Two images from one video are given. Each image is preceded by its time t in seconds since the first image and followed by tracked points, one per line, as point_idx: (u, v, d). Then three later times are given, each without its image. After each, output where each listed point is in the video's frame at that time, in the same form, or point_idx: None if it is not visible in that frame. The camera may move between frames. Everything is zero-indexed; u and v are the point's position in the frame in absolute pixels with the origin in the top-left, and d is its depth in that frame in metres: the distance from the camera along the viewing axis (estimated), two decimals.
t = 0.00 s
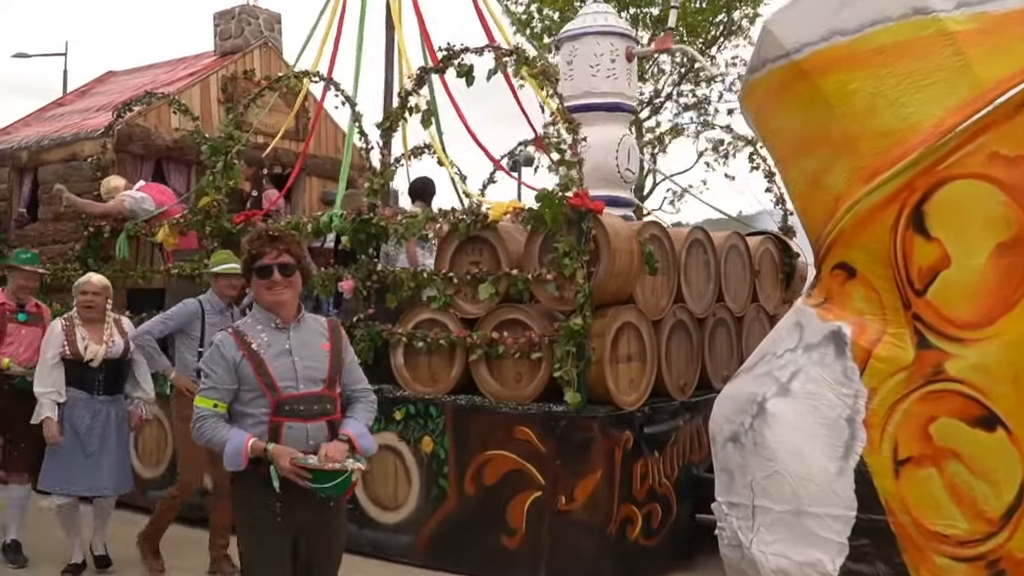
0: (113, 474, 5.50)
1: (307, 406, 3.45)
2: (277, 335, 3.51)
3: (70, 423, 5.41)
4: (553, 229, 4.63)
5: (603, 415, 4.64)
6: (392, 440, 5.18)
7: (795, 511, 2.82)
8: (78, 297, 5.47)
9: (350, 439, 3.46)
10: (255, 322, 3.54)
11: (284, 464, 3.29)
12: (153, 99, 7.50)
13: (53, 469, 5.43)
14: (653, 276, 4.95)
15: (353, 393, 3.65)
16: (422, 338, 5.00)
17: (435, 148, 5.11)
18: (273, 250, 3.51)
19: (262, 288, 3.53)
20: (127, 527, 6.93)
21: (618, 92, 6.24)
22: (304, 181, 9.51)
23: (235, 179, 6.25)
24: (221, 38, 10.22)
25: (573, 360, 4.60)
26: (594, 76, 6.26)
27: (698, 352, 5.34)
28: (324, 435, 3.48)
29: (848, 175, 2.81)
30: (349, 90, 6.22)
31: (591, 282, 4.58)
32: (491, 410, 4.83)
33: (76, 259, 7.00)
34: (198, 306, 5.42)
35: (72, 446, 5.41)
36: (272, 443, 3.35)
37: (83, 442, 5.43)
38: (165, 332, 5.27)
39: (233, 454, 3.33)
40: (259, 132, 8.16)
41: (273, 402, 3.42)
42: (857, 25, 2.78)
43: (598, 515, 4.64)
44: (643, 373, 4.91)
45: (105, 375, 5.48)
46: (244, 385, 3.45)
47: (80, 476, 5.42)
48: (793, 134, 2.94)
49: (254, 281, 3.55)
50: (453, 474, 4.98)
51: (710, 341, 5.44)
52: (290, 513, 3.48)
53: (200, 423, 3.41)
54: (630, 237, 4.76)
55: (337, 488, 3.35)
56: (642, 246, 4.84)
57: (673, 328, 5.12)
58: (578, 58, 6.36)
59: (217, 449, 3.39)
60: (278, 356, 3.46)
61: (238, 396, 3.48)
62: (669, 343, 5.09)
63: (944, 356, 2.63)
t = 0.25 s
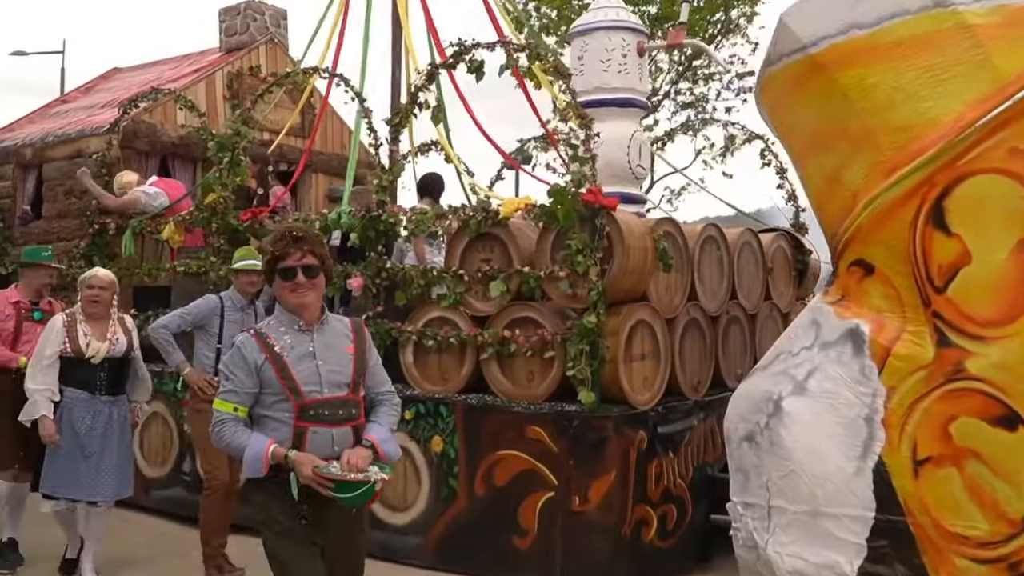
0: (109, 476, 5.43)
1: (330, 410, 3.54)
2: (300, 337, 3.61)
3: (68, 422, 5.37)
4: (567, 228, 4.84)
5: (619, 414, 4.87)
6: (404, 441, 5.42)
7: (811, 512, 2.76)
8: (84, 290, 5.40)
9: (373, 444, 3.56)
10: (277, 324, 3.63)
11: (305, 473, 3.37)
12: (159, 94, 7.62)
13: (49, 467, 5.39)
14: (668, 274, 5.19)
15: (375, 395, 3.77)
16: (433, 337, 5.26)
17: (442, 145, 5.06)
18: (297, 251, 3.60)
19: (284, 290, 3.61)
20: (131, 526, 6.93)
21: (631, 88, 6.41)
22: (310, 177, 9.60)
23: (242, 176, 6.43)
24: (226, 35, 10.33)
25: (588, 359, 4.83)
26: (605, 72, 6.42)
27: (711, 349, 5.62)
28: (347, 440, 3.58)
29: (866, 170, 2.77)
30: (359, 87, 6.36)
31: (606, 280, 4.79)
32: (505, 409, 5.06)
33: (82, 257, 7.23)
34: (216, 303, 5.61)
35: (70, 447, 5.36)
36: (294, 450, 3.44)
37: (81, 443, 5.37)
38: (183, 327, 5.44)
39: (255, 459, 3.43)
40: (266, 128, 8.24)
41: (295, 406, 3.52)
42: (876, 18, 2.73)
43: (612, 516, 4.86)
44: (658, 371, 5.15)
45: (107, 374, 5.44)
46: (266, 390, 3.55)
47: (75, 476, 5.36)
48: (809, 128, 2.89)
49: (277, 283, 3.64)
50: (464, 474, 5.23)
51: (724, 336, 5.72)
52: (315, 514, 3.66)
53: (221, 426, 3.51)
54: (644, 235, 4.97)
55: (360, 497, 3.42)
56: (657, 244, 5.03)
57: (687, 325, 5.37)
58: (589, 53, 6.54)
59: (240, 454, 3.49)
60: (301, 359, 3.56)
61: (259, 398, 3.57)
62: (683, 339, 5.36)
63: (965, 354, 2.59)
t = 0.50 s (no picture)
0: (106, 482, 5.40)
1: (356, 417, 3.48)
2: (321, 341, 3.53)
3: (67, 425, 5.36)
4: (580, 225, 4.84)
5: (633, 414, 4.84)
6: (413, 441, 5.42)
7: (829, 513, 2.71)
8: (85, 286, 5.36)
9: (401, 454, 3.52)
10: (295, 328, 3.54)
11: (342, 487, 3.29)
12: (166, 91, 7.65)
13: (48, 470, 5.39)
14: (682, 274, 5.19)
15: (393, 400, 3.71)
16: (443, 335, 5.27)
17: (451, 143, 5.01)
18: (317, 254, 3.49)
19: (302, 293, 3.52)
20: (135, 526, 6.92)
21: (643, 84, 6.39)
22: (318, 174, 9.64)
23: (250, 174, 6.44)
24: (233, 31, 10.38)
25: (601, 359, 4.81)
26: (618, 68, 6.41)
27: (726, 347, 5.63)
28: (373, 448, 3.52)
29: (885, 166, 2.72)
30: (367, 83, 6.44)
31: (619, 279, 4.78)
32: (516, 410, 5.04)
33: (88, 255, 7.32)
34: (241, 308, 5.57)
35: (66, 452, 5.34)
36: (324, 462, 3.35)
37: (78, 449, 5.35)
38: (207, 337, 5.34)
39: (284, 471, 3.34)
40: (273, 126, 8.29)
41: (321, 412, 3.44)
42: (894, 11, 2.67)
43: (627, 518, 4.84)
44: (672, 371, 5.14)
45: (105, 377, 5.39)
46: (288, 396, 3.45)
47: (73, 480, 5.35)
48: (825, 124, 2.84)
49: (294, 287, 3.54)
50: (474, 475, 5.22)
51: (739, 335, 5.74)
52: (341, 527, 3.54)
53: (243, 437, 3.40)
54: (659, 232, 4.97)
55: (399, 506, 3.39)
56: (671, 243, 5.02)
57: (702, 324, 5.38)
58: (600, 49, 6.51)
59: (265, 465, 3.38)
60: (324, 362, 3.49)
61: (280, 406, 3.48)
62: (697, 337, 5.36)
63: (987, 352, 2.54)
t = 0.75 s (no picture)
0: (112, 488, 5.40)
1: (375, 413, 3.41)
2: (339, 333, 3.46)
3: (68, 430, 5.30)
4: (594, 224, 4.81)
5: (648, 418, 4.75)
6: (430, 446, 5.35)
7: (849, 515, 2.64)
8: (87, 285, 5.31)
9: (423, 445, 3.46)
10: (313, 320, 3.46)
11: (372, 476, 3.20)
12: (174, 89, 7.66)
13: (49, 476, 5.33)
14: (697, 273, 5.15)
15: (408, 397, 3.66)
16: (456, 334, 5.28)
17: (461, 141, 4.97)
18: (345, 242, 3.44)
19: (323, 284, 3.46)
20: (141, 527, 6.90)
21: (657, 80, 6.35)
22: (326, 173, 9.65)
23: (258, 171, 6.45)
24: (241, 29, 10.42)
25: (615, 359, 4.79)
26: (630, 64, 6.38)
27: (741, 348, 5.59)
28: (390, 444, 3.45)
29: (906, 162, 2.66)
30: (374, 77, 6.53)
31: (633, 278, 4.75)
32: (531, 411, 5.04)
33: (95, 254, 7.33)
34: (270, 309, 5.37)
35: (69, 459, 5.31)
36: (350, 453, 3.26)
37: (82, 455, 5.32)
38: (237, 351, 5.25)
39: (308, 463, 3.22)
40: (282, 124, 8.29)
41: (339, 408, 3.36)
42: (916, 3, 2.61)
43: (642, 521, 4.75)
44: (689, 373, 5.11)
45: (109, 381, 5.36)
46: (305, 391, 3.37)
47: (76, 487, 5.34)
48: (844, 120, 2.78)
49: (318, 276, 3.47)
50: (486, 476, 5.23)
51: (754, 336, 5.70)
52: (352, 532, 3.39)
53: (261, 432, 3.29)
54: (674, 231, 4.94)
55: (429, 493, 3.34)
56: (686, 241, 5.00)
57: (717, 324, 5.34)
58: (613, 45, 6.46)
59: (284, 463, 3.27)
60: (343, 356, 3.42)
61: (298, 401, 3.39)
62: (712, 336, 5.33)
63: (1011, 352, 2.51)
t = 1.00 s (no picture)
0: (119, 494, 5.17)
1: (394, 420, 3.29)
2: (360, 336, 3.29)
3: (77, 429, 5.15)
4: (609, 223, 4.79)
5: (664, 420, 4.72)
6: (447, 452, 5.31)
7: (868, 518, 2.59)
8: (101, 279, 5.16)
9: (439, 448, 3.42)
10: (333, 320, 3.28)
11: (405, 484, 3.08)
12: (181, 87, 7.66)
13: (57, 476, 5.17)
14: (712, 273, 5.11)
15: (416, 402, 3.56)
16: (468, 335, 5.25)
17: (470, 140, 4.93)
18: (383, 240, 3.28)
19: (357, 284, 3.29)
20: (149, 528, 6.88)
21: (670, 77, 6.29)
22: (333, 171, 9.65)
23: (266, 170, 6.43)
24: (248, 27, 10.45)
25: (631, 359, 4.79)
26: (642, 60, 6.33)
27: (757, 348, 5.56)
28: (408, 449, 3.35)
29: (927, 159, 2.62)
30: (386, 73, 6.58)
31: (649, 278, 4.73)
32: (544, 413, 5.01)
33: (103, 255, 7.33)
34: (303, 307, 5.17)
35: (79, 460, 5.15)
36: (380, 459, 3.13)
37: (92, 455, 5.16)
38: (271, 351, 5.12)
39: (334, 472, 3.07)
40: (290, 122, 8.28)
41: (359, 415, 3.22)
42: None
43: (658, 525, 4.73)
44: (704, 373, 5.10)
45: (121, 379, 5.22)
46: (326, 397, 3.20)
47: (84, 489, 5.15)
48: (863, 116, 2.74)
49: (350, 273, 3.28)
50: (498, 478, 5.20)
51: (770, 336, 5.67)
52: (363, 542, 3.29)
53: (284, 438, 3.09)
54: (690, 229, 4.92)
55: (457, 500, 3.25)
56: (702, 241, 4.98)
57: (733, 325, 5.31)
58: (625, 42, 6.42)
59: (309, 471, 3.10)
60: (365, 360, 3.26)
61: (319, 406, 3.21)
62: (728, 336, 5.30)
63: None
